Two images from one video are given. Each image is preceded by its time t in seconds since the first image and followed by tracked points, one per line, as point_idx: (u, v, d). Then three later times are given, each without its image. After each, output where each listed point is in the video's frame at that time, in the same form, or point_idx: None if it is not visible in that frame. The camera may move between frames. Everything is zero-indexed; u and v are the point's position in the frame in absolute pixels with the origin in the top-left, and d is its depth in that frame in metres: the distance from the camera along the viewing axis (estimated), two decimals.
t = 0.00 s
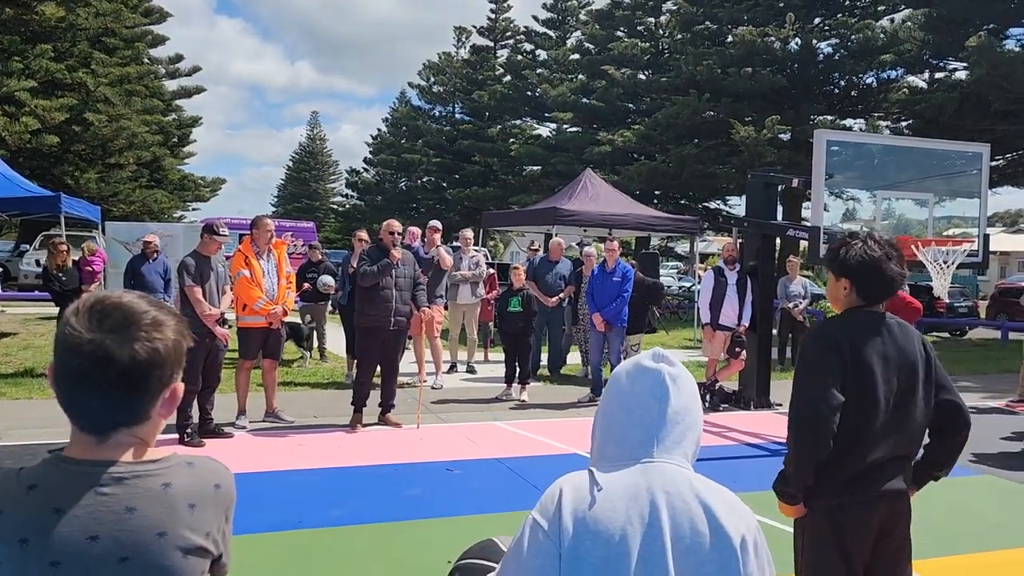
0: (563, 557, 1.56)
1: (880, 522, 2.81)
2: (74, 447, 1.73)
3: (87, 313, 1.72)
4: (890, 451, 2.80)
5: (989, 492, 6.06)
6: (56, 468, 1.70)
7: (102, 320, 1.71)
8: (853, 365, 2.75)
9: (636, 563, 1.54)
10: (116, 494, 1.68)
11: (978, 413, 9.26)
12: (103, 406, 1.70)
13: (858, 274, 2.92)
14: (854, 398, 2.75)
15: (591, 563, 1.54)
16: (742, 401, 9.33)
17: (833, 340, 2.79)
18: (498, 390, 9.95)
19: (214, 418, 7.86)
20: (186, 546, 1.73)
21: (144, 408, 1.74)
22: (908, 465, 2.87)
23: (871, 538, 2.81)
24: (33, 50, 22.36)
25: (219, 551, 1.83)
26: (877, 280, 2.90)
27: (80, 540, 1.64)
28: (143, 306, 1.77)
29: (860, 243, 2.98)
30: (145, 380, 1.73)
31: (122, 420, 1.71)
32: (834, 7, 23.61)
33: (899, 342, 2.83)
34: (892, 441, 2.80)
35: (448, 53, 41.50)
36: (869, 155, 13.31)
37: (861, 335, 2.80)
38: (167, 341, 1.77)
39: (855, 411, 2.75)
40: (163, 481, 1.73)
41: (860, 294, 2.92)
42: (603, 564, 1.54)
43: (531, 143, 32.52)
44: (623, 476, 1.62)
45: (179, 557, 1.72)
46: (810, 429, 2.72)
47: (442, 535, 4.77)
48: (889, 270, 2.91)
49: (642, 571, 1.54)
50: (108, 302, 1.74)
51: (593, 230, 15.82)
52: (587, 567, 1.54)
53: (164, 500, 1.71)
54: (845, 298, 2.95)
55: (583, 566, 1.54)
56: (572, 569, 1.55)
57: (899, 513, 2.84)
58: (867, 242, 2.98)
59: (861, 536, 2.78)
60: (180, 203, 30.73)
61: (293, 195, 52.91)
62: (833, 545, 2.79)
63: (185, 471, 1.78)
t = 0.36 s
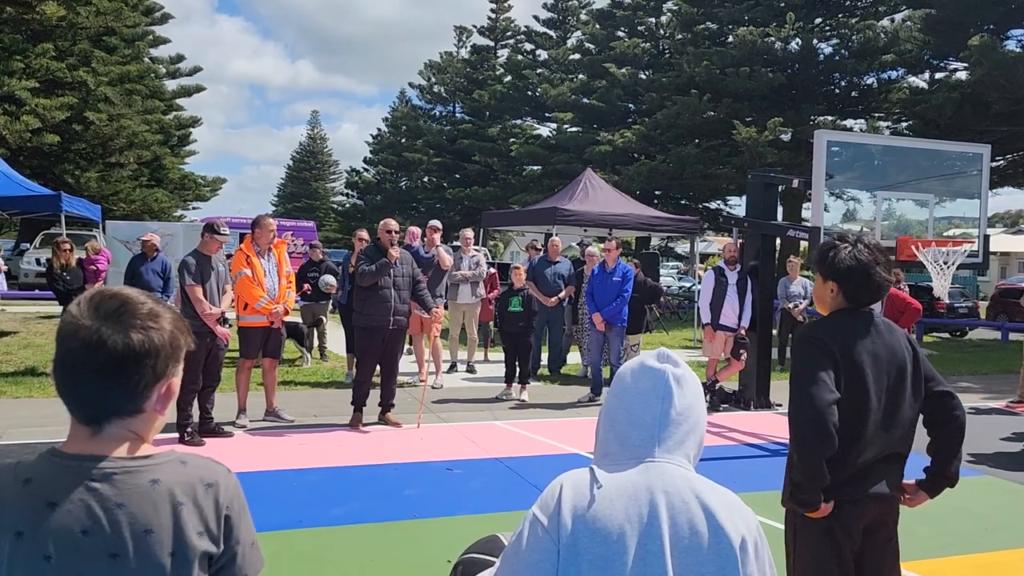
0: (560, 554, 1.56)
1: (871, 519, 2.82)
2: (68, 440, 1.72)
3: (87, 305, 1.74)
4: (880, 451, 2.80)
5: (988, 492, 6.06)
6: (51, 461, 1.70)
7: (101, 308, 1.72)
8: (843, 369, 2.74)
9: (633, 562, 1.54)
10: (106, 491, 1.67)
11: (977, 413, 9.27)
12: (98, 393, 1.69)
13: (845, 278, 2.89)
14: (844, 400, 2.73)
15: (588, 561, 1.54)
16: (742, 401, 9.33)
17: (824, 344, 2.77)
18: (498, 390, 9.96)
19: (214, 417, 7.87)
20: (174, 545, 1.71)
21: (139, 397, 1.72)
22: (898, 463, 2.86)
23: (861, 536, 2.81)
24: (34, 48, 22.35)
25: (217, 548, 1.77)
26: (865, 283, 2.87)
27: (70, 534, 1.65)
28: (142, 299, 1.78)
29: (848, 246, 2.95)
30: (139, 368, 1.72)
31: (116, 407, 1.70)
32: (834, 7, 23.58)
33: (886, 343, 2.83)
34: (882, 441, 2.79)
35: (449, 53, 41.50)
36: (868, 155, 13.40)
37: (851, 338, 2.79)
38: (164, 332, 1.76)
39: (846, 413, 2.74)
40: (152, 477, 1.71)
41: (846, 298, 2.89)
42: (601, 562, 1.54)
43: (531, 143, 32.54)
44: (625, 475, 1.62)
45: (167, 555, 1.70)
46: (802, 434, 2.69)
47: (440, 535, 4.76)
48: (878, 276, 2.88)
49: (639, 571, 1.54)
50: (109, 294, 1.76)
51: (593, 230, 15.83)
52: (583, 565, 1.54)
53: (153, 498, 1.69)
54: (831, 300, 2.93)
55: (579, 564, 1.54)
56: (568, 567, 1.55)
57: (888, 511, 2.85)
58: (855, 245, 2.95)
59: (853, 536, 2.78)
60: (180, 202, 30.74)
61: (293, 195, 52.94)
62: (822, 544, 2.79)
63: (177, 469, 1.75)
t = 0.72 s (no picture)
0: (558, 551, 1.56)
1: (864, 520, 2.82)
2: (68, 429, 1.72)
3: (88, 296, 1.74)
4: (874, 452, 2.79)
5: (987, 493, 6.07)
6: (51, 448, 1.70)
7: (102, 300, 1.73)
8: (835, 371, 2.74)
9: (630, 561, 1.54)
10: (100, 479, 1.66)
11: (976, 413, 9.28)
12: (102, 383, 1.69)
13: (839, 279, 2.89)
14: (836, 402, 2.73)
15: (585, 558, 1.55)
16: (742, 402, 9.34)
17: (816, 345, 2.77)
18: (497, 390, 9.96)
19: (214, 416, 7.87)
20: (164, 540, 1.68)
21: (143, 385, 1.73)
22: (894, 463, 2.85)
23: (852, 536, 2.81)
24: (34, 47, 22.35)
25: (201, 548, 1.72)
26: (858, 285, 2.87)
27: (64, 520, 1.65)
28: (143, 289, 1.80)
29: (843, 247, 2.95)
30: (143, 357, 1.72)
31: (119, 395, 1.70)
32: (834, 7, 23.55)
33: (881, 343, 2.83)
34: (876, 442, 2.79)
35: (449, 52, 41.50)
36: (868, 155, 13.42)
37: (845, 339, 2.79)
38: (166, 320, 1.77)
39: (838, 414, 2.73)
40: (145, 469, 1.69)
41: (840, 299, 2.90)
42: (598, 561, 1.54)
43: (531, 143, 32.56)
44: (625, 475, 1.62)
45: (158, 548, 1.68)
46: (796, 435, 2.68)
47: (438, 534, 4.76)
48: (872, 277, 2.88)
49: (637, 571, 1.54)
50: (108, 286, 1.76)
51: (593, 229, 15.85)
52: (580, 563, 1.54)
53: (146, 488, 1.68)
54: (826, 301, 2.94)
55: (576, 563, 1.54)
56: (566, 567, 1.55)
57: (882, 510, 2.85)
58: (850, 246, 2.95)
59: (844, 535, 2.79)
60: (180, 201, 30.76)
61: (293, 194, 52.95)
62: (812, 538, 2.79)
63: (172, 463, 1.73)
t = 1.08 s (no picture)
0: (561, 552, 1.55)
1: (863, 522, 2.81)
2: (74, 427, 1.71)
3: (89, 292, 1.74)
4: (873, 457, 2.78)
5: (987, 493, 6.08)
6: (60, 449, 1.68)
7: (104, 296, 1.73)
8: (836, 375, 2.74)
9: (633, 563, 1.54)
10: (111, 478, 1.65)
11: (976, 414, 9.29)
12: (110, 379, 1.69)
13: (842, 281, 2.88)
14: (836, 406, 2.73)
15: (588, 560, 1.54)
16: (741, 402, 9.34)
17: (816, 348, 2.77)
18: (497, 390, 9.95)
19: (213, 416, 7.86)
20: (174, 540, 1.66)
21: (150, 377, 1.74)
22: (895, 467, 2.84)
23: (851, 538, 2.80)
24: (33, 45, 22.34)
25: (210, 547, 1.69)
26: (861, 287, 2.86)
27: (75, 521, 1.63)
28: (142, 283, 1.80)
29: (846, 249, 2.94)
30: (148, 352, 1.73)
31: (129, 389, 1.71)
32: (835, 7, 23.55)
33: (883, 346, 2.82)
34: (875, 445, 2.78)
35: (449, 52, 41.49)
36: (868, 156, 13.43)
37: (846, 342, 2.78)
38: (167, 313, 1.79)
39: (836, 417, 2.73)
40: (155, 469, 1.68)
41: (842, 301, 2.89)
42: (600, 562, 1.54)
43: (531, 143, 32.56)
44: (625, 475, 1.62)
45: (169, 547, 1.65)
46: (793, 439, 2.70)
47: (439, 535, 4.75)
48: (875, 281, 2.86)
49: (640, 572, 1.53)
50: (109, 282, 1.76)
51: (593, 229, 15.84)
52: (583, 564, 1.54)
53: (156, 487, 1.66)
54: (828, 302, 2.94)
55: (579, 563, 1.54)
56: (569, 567, 1.54)
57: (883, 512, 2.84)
58: (854, 247, 2.94)
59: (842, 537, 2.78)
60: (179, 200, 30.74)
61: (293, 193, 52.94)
62: (813, 540, 2.79)
63: (182, 462, 1.71)
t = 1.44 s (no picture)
0: (560, 550, 1.55)
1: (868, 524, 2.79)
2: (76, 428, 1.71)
3: (92, 297, 1.73)
4: (877, 460, 2.77)
5: (987, 493, 6.07)
6: (61, 447, 1.68)
7: (108, 301, 1.72)
8: (835, 378, 2.74)
9: (632, 562, 1.53)
10: (110, 475, 1.65)
11: (976, 414, 9.28)
12: (114, 383, 1.69)
13: (842, 281, 2.88)
14: (835, 408, 2.74)
15: (588, 558, 1.54)
16: (741, 402, 9.34)
17: (815, 351, 2.77)
18: (496, 390, 9.94)
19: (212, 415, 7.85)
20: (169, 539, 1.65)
21: (153, 381, 1.74)
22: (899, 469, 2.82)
23: (855, 540, 2.78)
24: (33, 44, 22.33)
25: (206, 549, 1.68)
26: (860, 288, 2.86)
27: (74, 518, 1.63)
28: (145, 287, 1.80)
29: (845, 249, 2.94)
30: (152, 357, 1.73)
31: (131, 393, 1.71)
32: (835, 7, 23.56)
33: (884, 347, 2.81)
34: (877, 447, 2.77)
35: (449, 52, 41.47)
36: (868, 156, 13.43)
37: (845, 343, 2.78)
38: (171, 317, 1.78)
39: (837, 420, 2.74)
40: (153, 468, 1.67)
41: (842, 301, 2.89)
42: (599, 561, 1.53)
43: (531, 142, 32.56)
44: (623, 474, 1.61)
45: (165, 546, 1.65)
46: (792, 444, 2.72)
47: (439, 534, 4.75)
48: (874, 281, 2.86)
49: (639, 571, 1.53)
50: (113, 287, 1.76)
51: (593, 229, 15.84)
52: (582, 563, 1.54)
53: (154, 485, 1.66)
54: (828, 302, 2.94)
55: (578, 563, 1.54)
56: (568, 567, 1.54)
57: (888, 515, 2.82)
58: (852, 247, 2.94)
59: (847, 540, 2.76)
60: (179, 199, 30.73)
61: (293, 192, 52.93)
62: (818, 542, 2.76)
63: (181, 462, 1.71)
